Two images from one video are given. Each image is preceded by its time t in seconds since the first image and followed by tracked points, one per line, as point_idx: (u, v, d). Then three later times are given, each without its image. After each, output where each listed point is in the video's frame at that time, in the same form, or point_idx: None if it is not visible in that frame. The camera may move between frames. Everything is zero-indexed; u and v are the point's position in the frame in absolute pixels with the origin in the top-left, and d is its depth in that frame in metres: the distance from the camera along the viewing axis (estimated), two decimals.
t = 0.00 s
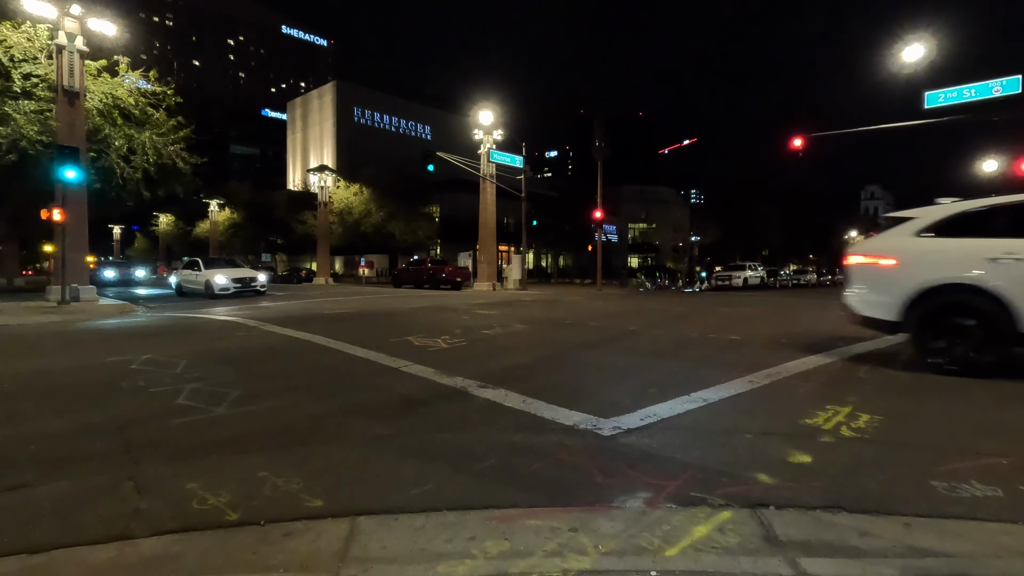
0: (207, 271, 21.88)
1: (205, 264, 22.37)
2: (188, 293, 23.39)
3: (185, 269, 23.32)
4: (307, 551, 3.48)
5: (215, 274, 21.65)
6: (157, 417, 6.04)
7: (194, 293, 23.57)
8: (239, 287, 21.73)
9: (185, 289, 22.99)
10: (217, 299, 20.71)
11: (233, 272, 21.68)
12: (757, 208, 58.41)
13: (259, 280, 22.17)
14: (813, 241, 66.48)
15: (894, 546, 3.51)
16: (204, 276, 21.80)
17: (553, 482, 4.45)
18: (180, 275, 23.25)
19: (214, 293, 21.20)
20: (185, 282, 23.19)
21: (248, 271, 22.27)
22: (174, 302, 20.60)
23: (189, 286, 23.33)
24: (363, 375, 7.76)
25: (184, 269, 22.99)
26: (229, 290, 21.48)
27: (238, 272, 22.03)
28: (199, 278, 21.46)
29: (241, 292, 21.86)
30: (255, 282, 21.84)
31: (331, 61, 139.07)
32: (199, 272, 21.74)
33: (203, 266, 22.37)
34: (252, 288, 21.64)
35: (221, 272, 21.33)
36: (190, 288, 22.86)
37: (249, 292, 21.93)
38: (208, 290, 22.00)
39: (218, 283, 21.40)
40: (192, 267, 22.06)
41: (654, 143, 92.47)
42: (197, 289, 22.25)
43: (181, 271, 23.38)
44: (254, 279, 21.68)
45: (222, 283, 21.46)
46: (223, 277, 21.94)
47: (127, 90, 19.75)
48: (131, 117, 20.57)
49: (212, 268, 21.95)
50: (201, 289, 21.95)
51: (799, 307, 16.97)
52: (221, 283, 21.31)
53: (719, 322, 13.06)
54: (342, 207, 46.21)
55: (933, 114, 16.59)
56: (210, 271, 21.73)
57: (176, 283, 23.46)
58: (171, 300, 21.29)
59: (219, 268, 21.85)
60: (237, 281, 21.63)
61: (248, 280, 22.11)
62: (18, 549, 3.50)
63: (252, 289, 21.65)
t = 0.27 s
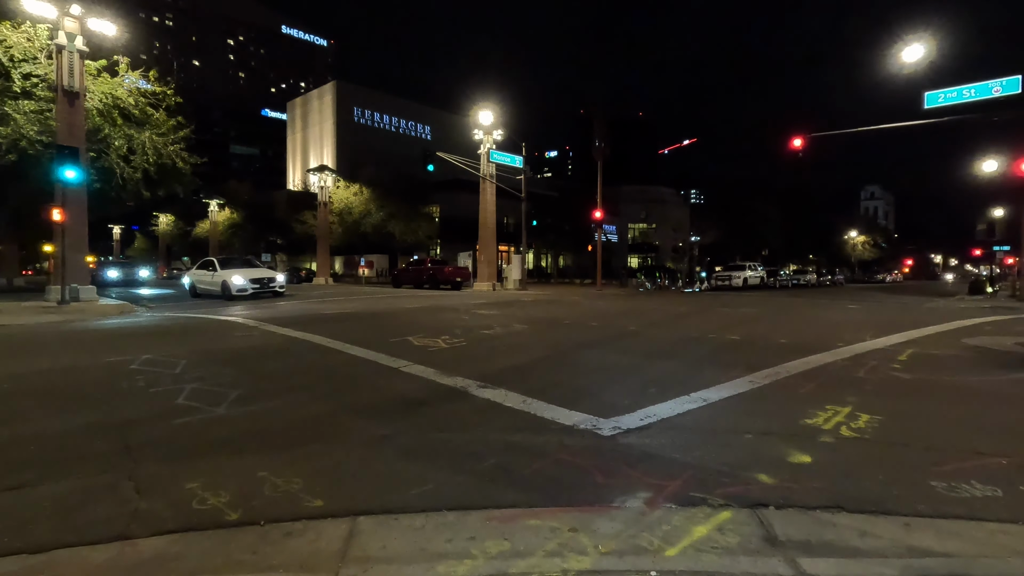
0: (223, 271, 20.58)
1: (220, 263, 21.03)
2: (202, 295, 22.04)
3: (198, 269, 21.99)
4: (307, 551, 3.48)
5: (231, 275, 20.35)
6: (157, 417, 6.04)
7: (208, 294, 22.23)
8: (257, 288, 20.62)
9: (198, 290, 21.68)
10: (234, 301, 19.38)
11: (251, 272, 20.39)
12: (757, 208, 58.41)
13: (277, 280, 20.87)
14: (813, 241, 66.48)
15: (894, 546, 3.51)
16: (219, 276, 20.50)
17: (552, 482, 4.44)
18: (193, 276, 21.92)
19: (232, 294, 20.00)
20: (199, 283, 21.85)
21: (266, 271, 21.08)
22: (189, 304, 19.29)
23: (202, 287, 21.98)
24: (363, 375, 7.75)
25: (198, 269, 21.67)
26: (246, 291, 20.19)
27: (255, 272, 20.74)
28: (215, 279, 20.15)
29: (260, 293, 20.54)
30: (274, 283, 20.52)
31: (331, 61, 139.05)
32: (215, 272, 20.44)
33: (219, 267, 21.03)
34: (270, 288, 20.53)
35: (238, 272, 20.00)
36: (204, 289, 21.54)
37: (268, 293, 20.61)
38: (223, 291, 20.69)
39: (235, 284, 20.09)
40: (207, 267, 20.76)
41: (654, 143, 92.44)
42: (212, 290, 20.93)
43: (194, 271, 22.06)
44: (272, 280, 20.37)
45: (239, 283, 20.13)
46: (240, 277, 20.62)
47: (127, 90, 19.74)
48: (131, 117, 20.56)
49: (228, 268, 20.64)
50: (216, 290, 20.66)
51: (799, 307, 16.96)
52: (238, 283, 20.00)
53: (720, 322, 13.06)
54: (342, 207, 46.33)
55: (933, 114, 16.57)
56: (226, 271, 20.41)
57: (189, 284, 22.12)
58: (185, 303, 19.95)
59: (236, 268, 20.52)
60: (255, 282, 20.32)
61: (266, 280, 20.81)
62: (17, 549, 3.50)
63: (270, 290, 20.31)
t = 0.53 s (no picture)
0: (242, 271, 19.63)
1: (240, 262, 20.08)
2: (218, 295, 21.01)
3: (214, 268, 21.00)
4: (306, 551, 3.48)
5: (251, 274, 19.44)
6: (157, 417, 6.04)
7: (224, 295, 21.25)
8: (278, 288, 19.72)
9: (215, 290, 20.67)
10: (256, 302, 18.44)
11: (272, 272, 19.50)
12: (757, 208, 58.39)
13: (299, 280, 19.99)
14: (813, 241, 66.45)
15: (893, 546, 3.51)
16: (239, 276, 19.55)
17: (552, 482, 4.44)
18: (209, 275, 20.89)
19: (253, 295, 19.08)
20: (215, 283, 20.82)
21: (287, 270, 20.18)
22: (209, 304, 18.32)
23: (218, 287, 20.95)
24: (363, 375, 7.76)
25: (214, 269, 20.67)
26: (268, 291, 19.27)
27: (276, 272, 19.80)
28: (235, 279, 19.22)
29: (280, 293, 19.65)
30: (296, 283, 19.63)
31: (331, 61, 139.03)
32: (234, 271, 19.50)
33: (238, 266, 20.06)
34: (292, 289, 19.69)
35: (260, 272, 19.07)
36: (221, 289, 20.53)
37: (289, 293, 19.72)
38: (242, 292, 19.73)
39: (256, 283, 19.16)
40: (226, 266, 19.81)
41: (654, 143, 92.44)
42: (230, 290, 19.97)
43: (210, 271, 21.04)
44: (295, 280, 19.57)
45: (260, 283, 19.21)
46: (260, 276, 19.67)
47: (126, 90, 19.73)
48: (131, 117, 20.56)
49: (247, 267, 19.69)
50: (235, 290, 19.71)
51: (798, 307, 16.97)
52: (260, 283, 19.07)
53: (720, 322, 13.07)
54: (341, 207, 46.21)
55: (932, 113, 16.57)
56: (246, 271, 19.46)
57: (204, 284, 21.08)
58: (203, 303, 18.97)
59: (257, 268, 19.60)
60: (277, 282, 19.41)
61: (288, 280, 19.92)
62: (16, 549, 3.50)
63: (292, 290, 19.40)
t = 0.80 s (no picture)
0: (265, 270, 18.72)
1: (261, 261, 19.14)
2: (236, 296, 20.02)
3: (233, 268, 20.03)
4: (306, 550, 3.48)
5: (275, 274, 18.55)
6: (156, 417, 6.03)
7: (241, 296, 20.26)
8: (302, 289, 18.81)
9: (235, 290, 19.70)
10: (282, 303, 17.55)
11: (295, 272, 18.62)
12: (757, 208, 58.35)
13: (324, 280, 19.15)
14: (813, 241, 66.42)
15: (893, 546, 3.51)
16: (261, 276, 18.64)
17: (553, 482, 4.44)
18: (227, 275, 19.89)
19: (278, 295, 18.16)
20: (234, 284, 19.84)
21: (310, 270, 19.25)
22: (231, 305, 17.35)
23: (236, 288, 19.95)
24: (362, 375, 7.75)
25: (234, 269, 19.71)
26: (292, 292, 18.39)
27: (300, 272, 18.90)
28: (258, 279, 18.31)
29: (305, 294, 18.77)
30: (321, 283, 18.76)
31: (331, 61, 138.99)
32: (257, 270, 18.59)
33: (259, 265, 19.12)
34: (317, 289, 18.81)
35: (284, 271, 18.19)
36: (241, 290, 19.57)
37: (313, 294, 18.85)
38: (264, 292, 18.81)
39: (279, 283, 18.27)
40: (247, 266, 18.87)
41: (654, 143, 92.43)
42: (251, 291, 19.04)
43: (228, 270, 20.04)
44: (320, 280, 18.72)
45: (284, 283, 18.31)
46: (284, 276, 18.78)
47: (125, 90, 19.71)
48: (130, 117, 20.54)
49: (270, 267, 18.77)
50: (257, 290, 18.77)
51: (798, 307, 16.96)
52: (285, 283, 18.18)
53: (720, 322, 13.07)
54: (340, 207, 46.51)
55: (932, 113, 16.56)
56: (269, 270, 18.56)
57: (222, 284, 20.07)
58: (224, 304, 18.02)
59: (280, 267, 18.66)
60: (302, 282, 18.55)
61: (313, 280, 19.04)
62: (16, 549, 3.50)
63: (318, 291, 18.50)
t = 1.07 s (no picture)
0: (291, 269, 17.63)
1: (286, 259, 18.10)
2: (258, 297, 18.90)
3: (254, 266, 18.91)
4: (306, 550, 3.48)
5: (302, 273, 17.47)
6: (156, 417, 6.03)
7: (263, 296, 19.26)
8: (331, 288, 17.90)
9: (256, 290, 18.59)
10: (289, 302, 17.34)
11: (324, 270, 17.64)
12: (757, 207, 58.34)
13: (353, 280, 18.07)
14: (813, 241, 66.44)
15: (893, 545, 3.52)
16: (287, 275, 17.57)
17: (553, 482, 4.44)
18: (248, 274, 18.74)
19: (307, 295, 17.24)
20: (256, 283, 18.72)
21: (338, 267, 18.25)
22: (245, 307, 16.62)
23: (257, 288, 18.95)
24: (362, 376, 7.74)
25: (255, 267, 18.61)
26: (320, 292, 17.31)
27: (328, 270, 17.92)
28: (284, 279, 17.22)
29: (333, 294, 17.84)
30: (351, 282, 17.70)
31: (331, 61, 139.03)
32: (283, 269, 17.50)
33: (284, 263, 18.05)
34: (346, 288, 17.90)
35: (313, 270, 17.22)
36: (264, 290, 18.47)
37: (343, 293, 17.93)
38: (290, 292, 17.72)
39: (307, 282, 17.19)
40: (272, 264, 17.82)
41: (654, 143, 92.44)
42: (276, 290, 17.93)
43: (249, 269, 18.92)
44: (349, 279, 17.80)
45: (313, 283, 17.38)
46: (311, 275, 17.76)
47: (125, 89, 19.71)
48: (130, 117, 20.54)
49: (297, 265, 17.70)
50: (283, 291, 17.69)
51: (798, 307, 16.96)
52: (314, 283, 17.09)
53: (719, 322, 13.07)
54: (340, 207, 46.55)
55: (931, 113, 16.57)
56: (295, 269, 17.49)
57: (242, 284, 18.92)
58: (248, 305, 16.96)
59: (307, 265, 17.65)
60: (331, 281, 17.45)
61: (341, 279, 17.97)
62: (17, 549, 3.50)
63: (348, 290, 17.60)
